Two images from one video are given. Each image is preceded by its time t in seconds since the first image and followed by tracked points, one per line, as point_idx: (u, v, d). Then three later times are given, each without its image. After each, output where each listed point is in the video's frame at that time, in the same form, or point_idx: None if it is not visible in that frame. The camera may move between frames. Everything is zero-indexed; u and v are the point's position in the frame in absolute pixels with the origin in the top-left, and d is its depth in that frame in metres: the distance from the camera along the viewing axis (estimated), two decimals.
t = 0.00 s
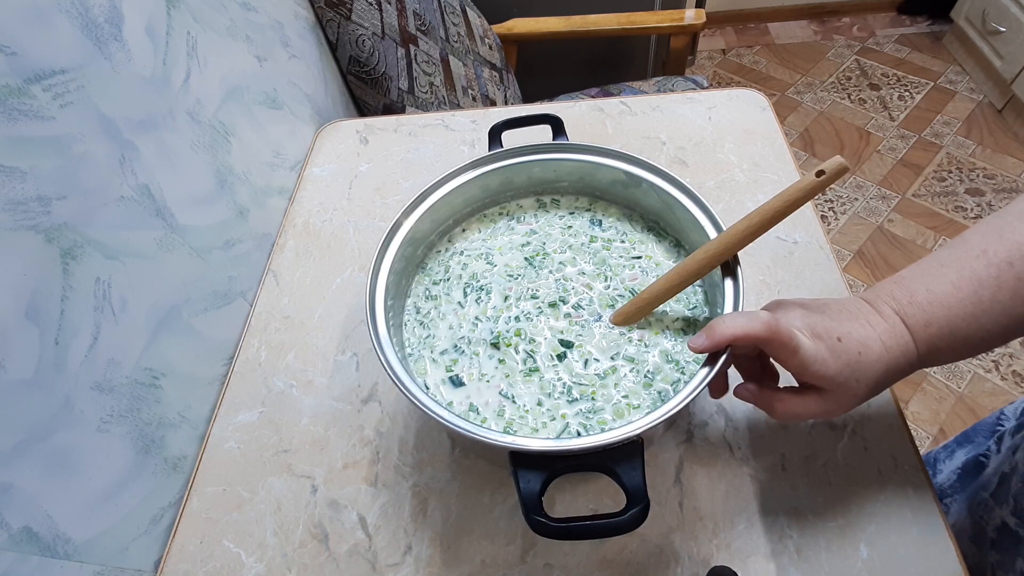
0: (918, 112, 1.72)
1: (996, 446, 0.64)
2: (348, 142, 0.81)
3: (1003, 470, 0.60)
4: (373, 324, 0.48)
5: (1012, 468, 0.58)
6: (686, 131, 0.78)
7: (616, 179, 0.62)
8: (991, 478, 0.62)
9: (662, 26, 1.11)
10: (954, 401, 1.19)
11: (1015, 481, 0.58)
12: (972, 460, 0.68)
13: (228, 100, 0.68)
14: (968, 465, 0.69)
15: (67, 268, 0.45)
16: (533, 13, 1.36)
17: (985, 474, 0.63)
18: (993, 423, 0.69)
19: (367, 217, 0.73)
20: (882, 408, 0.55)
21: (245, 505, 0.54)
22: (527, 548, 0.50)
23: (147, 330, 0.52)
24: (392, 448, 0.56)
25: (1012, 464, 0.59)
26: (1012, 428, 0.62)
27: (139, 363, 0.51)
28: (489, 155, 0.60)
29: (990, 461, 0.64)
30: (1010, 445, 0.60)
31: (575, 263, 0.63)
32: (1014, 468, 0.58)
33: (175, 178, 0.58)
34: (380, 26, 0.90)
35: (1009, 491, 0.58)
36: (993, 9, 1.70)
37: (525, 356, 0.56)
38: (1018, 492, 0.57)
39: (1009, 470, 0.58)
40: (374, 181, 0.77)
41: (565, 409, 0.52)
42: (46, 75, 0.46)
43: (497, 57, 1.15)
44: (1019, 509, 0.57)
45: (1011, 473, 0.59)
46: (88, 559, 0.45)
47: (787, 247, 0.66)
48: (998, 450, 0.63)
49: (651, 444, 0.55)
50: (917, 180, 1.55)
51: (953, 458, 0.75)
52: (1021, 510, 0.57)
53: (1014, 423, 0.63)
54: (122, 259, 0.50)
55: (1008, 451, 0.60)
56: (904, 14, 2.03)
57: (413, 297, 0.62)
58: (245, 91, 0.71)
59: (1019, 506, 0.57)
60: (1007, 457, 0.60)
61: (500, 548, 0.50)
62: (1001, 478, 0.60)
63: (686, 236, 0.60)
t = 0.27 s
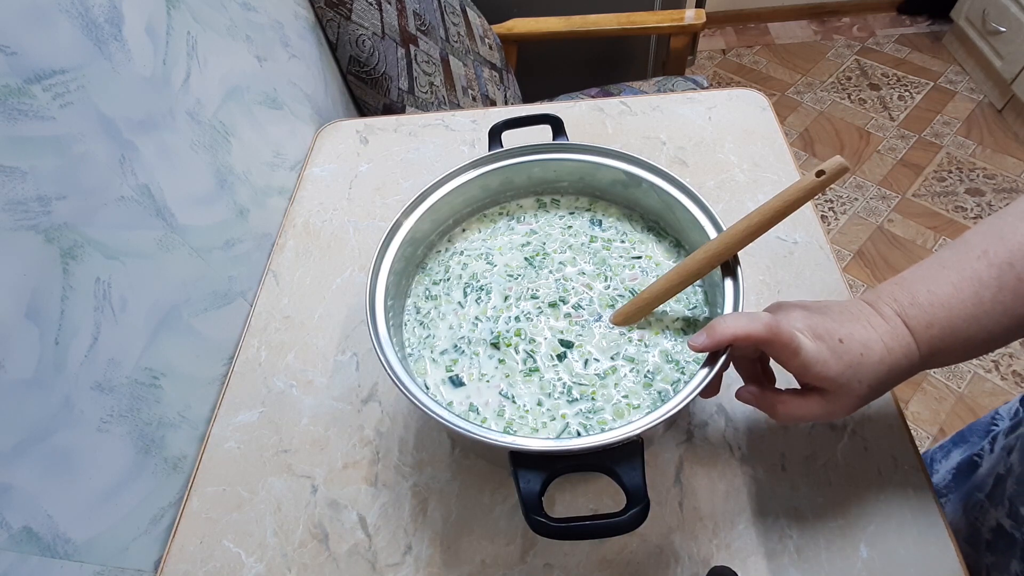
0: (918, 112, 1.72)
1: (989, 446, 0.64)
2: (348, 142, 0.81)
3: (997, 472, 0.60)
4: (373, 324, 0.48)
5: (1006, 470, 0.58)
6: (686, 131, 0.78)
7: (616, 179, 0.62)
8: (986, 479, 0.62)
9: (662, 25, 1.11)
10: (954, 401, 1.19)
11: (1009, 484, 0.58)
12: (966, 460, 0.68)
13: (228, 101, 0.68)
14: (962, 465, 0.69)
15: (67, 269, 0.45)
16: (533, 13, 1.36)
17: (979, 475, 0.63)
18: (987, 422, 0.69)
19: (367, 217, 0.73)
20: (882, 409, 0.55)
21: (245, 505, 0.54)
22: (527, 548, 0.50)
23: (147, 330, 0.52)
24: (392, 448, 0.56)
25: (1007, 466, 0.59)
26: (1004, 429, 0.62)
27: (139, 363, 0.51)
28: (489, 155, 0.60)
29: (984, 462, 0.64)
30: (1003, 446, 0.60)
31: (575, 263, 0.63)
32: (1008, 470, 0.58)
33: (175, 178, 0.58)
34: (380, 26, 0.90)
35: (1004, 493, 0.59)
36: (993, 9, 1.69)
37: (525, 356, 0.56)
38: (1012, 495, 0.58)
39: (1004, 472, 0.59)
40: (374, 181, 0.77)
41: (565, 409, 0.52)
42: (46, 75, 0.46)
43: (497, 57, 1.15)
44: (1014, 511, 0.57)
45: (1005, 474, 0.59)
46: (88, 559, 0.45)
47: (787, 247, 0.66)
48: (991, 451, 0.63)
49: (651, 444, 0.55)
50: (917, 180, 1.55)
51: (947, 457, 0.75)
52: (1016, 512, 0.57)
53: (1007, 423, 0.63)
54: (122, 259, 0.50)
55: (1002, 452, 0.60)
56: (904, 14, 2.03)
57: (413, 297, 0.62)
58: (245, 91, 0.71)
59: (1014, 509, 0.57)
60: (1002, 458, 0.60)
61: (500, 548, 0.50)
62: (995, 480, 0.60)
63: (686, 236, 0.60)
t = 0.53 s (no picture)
0: (918, 112, 1.72)
1: (988, 449, 0.64)
2: (348, 142, 0.81)
3: (998, 477, 0.60)
4: (373, 324, 0.48)
5: (1007, 474, 0.58)
6: (686, 131, 0.78)
7: (616, 179, 0.62)
8: (986, 484, 0.62)
9: (662, 25, 1.11)
10: (954, 401, 1.19)
11: (1010, 489, 0.58)
12: (968, 463, 0.68)
13: (228, 101, 0.68)
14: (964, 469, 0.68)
15: (67, 269, 0.45)
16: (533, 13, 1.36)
17: (980, 479, 0.63)
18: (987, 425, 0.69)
19: (367, 217, 0.73)
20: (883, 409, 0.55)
21: (245, 505, 0.54)
22: (527, 548, 0.50)
23: (147, 330, 0.52)
24: (392, 448, 0.56)
25: (1007, 471, 0.59)
26: (1004, 432, 0.62)
27: (139, 363, 0.51)
28: (489, 155, 0.60)
29: (985, 466, 0.64)
30: (1003, 450, 0.60)
31: (575, 263, 0.63)
32: (1009, 475, 0.58)
33: (175, 178, 0.58)
34: (380, 26, 0.90)
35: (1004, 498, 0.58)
36: (993, 9, 1.69)
37: (525, 356, 0.56)
38: (1012, 500, 0.57)
39: (1004, 477, 0.59)
40: (374, 181, 0.77)
41: (565, 409, 0.52)
42: (46, 75, 0.46)
43: (497, 57, 1.15)
44: (1014, 517, 0.57)
45: (1006, 479, 0.59)
46: (88, 560, 0.45)
47: (787, 247, 0.66)
48: (991, 454, 0.63)
49: (651, 444, 0.55)
50: (917, 180, 1.55)
51: (948, 460, 0.75)
52: (1016, 518, 0.57)
53: (1005, 426, 0.63)
54: (122, 259, 0.50)
55: (1002, 456, 0.60)
56: (904, 14, 2.03)
57: (413, 297, 0.62)
58: (245, 91, 0.72)
59: (1014, 515, 0.57)
60: (1002, 463, 0.60)
61: (500, 548, 0.50)
62: (996, 485, 0.60)
63: (686, 236, 0.60)
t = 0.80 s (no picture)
0: (918, 112, 1.72)
1: (978, 450, 0.64)
2: (348, 142, 0.81)
3: (991, 479, 0.60)
4: (373, 324, 0.48)
5: (1000, 478, 0.58)
6: (686, 131, 0.78)
7: (616, 179, 0.62)
8: (980, 486, 0.62)
9: (662, 25, 1.11)
10: (954, 401, 1.19)
11: (1004, 492, 0.58)
12: (958, 462, 0.69)
13: (228, 101, 0.68)
14: (954, 468, 0.69)
15: (67, 269, 0.45)
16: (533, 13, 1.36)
17: (972, 481, 0.64)
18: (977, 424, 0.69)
19: (367, 217, 0.73)
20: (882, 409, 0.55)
21: (245, 504, 0.54)
22: (527, 548, 0.50)
23: (147, 330, 0.52)
24: (392, 448, 0.56)
25: (1000, 473, 0.59)
26: (992, 432, 0.62)
27: (139, 363, 0.51)
28: (489, 155, 0.60)
29: (975, 466, 0.64)
30: (994, 451, 0.60)
31: (575, 263, 0.63)
32: (1002, 478, 0.58)
33: (175, 178, 0.58)
34: (380, 26, 0.90)
35: (999, 502, 0.59)
36: (993, 9, 1.69)
37: (525, 356, 0.56)
38: (1007, 504, 0.57)
39: (997, 479, 0.59)
40: (374, 181, 0.77)
41: (565, 409, 0.52)
42: (46, 75, 0.46)
43: (497, 57, 1.15)
44: (1011, 521, 0.57)
45: (999, 482, 0.59)
46: (88, 560, 0.45)
47: (787, 247, 0.66)
48: (981, 454, 0.63)
49: (651, 444, 0.55)
50: (917, 180, 1.56)
51: (941, 458, 0.75)
52: (1012, 522, 0.57)
53: (994, 426, 0.63)
54: (122, 259, 0.50)
55: (993, 459, 0.60)
56: (904, 13, 2.03)
57: (413, 297, 0.62)
58: (245, 91, 0.71)
59: (1010, 519, 0.57)
60: (994, 466, 0.60)
61: (500, 548, 0.50)
62: (989, 487, 0.60)
63: (686, 236, 0.60)
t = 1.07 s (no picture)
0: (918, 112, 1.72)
1: (968, 450, 0.65)
2: (348, 142, 0.81)
3: (984, 480, 0.60)
4: (373, 323, 0.48)
5: (994, 478, 0.59)
6: (686, 131, 0.78)
7: (616, 179, 0.62)
8: (971, 487, 0.62)
9: (662, 25, 1.11)
10: (954, 401, 1.19)
11: (999, 493, 0.58)
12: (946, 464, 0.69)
13: (228, 100, 0.68)
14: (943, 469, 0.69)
15: (67, 269, 0.45)
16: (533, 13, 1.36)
17: (963, 481, 0.64)
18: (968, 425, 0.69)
19: (367, 217, 0.73)
20: (882, 409, 0.55)
21: (245, 505, 0.54)
22: (527, 549, 0.50)
23: (147, 330, 0.52)
24: (392, 448, 0.56)
25: (993, 474, 0.59)
26: (984, 433, 0.63)
27: (139, 363, 0.51)
28: (489, 155, 0.60)
29: (964, 467, 0.64)
30: (987, 452, 0.61)
31: (575, 263, 0.63)
32: (996, 479, 0.58)
33: (175, 178, 0.58)
34: (380, 26, 0.90)
35: (993, 503, 0.59)
36: (993, 9, 1.69)
37: (525, 356, 0.56)
38: (1002, 505, 0.57)
39: (992, 480, 0.59)
40: (374, 181, 0.77)
41: (565, 409, 0.52)
42: (46, 75, 0.46)
43: (497, 57, 1.15)
44: (1005, 523, 0.57)
45: (993, 483, 0.59)
46: (88, 560, 0.45)
47: (787, 247, 0.66)
48: (972, 455, 0.64)
49: (651, 445, 0.55)
50: (917, 180, 1.56)
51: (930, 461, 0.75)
52: (1007, 524, 0.57)
53: (985, 427, 0.64)
54: (121, 259, 0.50)
55: (986, 459, 0.61)
56: (904, 14, 2.03)
57: (413, 297, 0.62)
58: (245, 90, 0.71)
59: (1005, 520, 0.57)
60: (988, 466, 0.60)
61: (500, 548, 0.50)
62: (982, 488, 0.60)
63: (686, 236, 0.60)
